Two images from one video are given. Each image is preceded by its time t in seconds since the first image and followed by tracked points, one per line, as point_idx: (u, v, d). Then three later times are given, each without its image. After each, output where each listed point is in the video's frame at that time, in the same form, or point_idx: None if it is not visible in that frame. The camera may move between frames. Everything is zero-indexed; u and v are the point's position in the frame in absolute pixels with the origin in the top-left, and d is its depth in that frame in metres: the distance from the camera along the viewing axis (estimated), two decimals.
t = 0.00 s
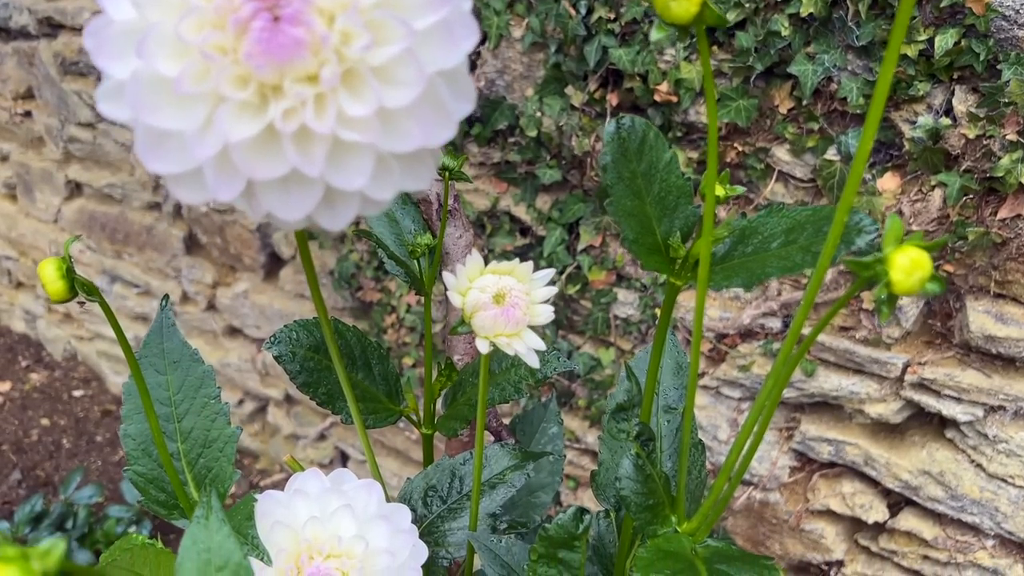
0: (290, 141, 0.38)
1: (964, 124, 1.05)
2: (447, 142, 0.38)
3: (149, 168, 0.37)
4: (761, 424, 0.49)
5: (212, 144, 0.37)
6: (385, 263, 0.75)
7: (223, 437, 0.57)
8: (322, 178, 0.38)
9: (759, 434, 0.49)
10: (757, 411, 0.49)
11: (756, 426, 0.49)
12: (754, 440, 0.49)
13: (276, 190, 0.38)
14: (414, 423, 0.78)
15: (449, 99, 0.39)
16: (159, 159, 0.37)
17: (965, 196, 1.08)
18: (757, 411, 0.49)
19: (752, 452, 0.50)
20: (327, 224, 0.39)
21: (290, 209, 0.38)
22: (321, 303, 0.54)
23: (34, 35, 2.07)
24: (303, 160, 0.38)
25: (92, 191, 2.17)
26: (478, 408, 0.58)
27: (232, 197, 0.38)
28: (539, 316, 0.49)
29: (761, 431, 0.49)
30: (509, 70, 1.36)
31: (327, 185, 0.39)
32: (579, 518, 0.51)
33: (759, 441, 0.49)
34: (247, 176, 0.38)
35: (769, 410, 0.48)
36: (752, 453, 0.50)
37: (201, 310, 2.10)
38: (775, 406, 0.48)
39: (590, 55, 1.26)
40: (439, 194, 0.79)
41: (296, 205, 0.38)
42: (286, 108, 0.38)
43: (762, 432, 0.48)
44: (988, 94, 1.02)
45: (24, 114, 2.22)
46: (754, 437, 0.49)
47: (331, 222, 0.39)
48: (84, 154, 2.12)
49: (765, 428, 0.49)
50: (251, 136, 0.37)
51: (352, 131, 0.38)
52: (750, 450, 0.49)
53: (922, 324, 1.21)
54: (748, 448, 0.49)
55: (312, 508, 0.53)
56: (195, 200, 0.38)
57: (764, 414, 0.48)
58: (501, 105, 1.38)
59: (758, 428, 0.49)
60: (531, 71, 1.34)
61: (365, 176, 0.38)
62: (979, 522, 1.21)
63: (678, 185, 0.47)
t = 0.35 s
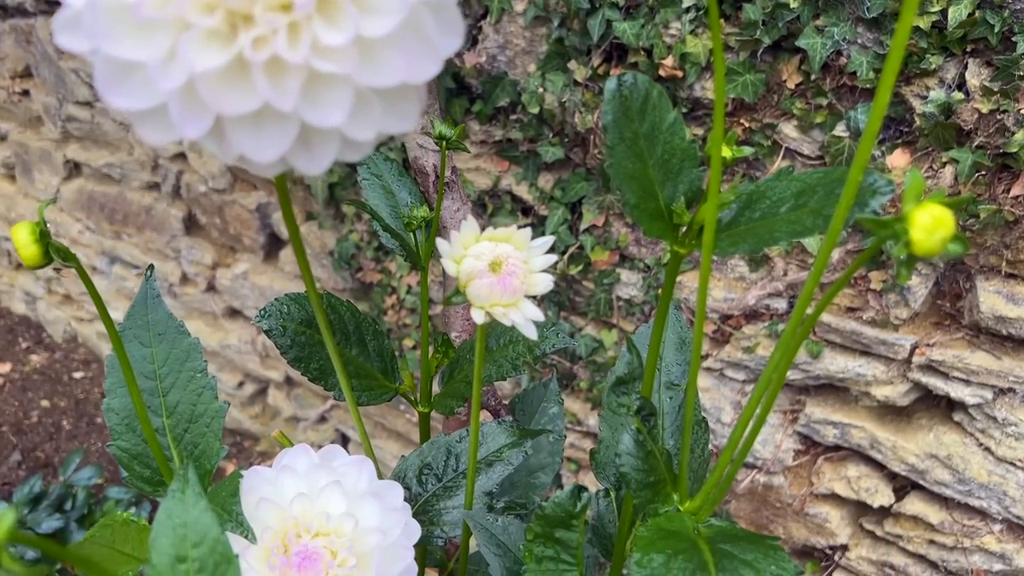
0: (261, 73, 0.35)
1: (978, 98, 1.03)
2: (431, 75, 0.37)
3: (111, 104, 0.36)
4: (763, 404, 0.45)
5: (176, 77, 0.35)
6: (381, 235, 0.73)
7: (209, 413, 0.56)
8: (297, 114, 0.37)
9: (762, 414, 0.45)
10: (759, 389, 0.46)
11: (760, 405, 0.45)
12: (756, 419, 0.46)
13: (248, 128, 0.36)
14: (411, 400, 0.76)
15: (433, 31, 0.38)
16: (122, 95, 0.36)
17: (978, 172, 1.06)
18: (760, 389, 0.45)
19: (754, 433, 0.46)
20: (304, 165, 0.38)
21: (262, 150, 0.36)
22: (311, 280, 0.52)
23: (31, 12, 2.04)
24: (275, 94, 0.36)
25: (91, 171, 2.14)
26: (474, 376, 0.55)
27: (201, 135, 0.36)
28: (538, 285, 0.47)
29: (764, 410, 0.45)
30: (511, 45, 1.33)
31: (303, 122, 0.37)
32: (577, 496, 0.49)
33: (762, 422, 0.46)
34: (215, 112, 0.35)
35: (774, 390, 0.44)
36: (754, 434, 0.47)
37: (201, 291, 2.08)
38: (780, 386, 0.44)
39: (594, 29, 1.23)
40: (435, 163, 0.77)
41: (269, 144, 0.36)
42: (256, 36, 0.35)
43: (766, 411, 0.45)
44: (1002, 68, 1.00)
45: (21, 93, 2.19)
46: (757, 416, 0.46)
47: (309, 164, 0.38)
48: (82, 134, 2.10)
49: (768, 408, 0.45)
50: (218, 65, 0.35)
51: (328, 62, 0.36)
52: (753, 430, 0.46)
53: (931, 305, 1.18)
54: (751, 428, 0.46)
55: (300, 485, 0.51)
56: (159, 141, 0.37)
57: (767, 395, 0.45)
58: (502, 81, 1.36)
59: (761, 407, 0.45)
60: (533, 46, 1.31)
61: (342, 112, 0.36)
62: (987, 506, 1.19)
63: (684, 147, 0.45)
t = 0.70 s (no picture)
0: (232, 13, 0.33)
1: (993, 74, 1.01)
2: (418, 22, 0.36)
3: (75, 49, 0.35)
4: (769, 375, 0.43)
5: (141, 18, 0.33)
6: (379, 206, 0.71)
7: (199, 385, 0.54)
8: (272, 60, 0.35)
9: (767, 385, 0.43)
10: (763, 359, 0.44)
11: (763, 376, 0.43)
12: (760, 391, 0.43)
13: (221, 75, 0.35)
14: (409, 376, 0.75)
15: None
16: (87, 38, 0.35)
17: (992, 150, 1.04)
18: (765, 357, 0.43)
19: (757, 406, 0.44)
20: (281, 117, 0.36)
21: (235, 98, 0.35)
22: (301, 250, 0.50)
23: None
24: (248, 37, 0.34)
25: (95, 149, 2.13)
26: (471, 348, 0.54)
27: (170, 81, 0.34)
28: (535, 253, 0.45)
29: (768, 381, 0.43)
30: (517, 20, 1.30)
31: (280, 70, 0.36)
32: (575, 471, 0.48)
33: (766, 393, 0.43)
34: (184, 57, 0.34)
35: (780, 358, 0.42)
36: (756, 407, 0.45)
37: (205, 271, 2.07)
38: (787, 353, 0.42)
39: (601, 3, 1.21)
40: (435, 134, 0.76)
41: (243, 93, 0.35)
42: None
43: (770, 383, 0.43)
44: (1019, 43, 0.98)
45: (25, 70, 2.17)
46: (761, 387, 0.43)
47: (286, 117, 0.36)
48: (87, 111, 2.08)
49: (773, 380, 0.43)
50: (185, 6, 0.33)
51: (303, 3, 0.34)
52: (755, 402, 0.44)
53: (942, 286, 1.16)
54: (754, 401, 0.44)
55: (291, 457, 0.49)
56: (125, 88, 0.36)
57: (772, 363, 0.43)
58: (508, 57, 1.34)
59: (766, 379, 0.43)
60: (540, 21, 1.29)
61: (320, 57, 0.35)
62: (995, 491, 1.17)
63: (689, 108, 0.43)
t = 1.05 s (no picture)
0: None
1: (1012, 56, 0.98)
2: None
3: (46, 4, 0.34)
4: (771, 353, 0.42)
5: None
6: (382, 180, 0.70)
7: (196, 360, 0.54)
8: (252, 19, 0.34)
9: (769, 367, 0.42)
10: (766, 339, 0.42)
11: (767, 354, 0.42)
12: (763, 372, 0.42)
13: (200, 34, 0.34)
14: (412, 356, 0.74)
15: None
16: None
17: (1010, 135, 1.02)
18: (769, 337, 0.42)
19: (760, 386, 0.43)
20: (264, 78, 0.36)
21: (215, 59, 0.34)
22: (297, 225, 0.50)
23: None
24: None
25: (105, 130, 2.12)
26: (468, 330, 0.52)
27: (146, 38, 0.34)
28: (534, 228, 0.44)
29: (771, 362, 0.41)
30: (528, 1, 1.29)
31: (261, 28, 0.35)
32: (574, 452, 0.46)
33: (769, 375, 0.42)
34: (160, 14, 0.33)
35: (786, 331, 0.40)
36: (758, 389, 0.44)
37: (215, 253, 2.07)
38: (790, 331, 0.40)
39: None
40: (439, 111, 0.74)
41: (223, 53, 0.34)
42: None
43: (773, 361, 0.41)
44: None
45: (36, 51, 2.16)
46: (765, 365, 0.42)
47: (268, 80, 0.36)
48: (97, 93, 2.07)
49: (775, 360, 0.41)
50: None
51: None
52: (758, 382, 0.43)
53: (955, 273, 1.15)
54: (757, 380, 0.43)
55: (286, 434, 0.49)
56: (101, 45, 0.35)
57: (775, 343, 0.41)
58: (518, 38, 1.32)
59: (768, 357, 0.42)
60: (551, 2, 1.27)
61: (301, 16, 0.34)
62: (1007, 482, 1.16)
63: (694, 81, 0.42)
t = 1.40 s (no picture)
0: None
1: None
2: None
3: None
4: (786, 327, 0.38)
5: None
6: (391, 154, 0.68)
7: (194, 328, 0.53)
8: None
9: (783, 343, 0.38)
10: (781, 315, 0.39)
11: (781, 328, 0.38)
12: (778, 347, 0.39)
13: None
14: (419, 332, 0.72)
15: None
16: None
17: None
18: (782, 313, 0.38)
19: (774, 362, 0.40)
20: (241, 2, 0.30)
21: None
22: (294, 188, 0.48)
23: None
24: None
25: (122, 109, 2.11)
26: (472, 303, 0.50)
27: None
28: (540, 191, 0.42)
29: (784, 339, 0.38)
30: None
31: None
32: (580, 428, 0.45)
33: (783, 353, 0.39)
34: None
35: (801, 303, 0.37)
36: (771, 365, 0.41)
37: (230, 234, 2.06)
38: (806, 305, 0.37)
39: None
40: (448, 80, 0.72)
41: None
42: None
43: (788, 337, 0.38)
44: None
45: (54, 29, 2.16)
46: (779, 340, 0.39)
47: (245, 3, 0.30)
48: (114, 71, 2.06)
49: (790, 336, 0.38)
50: None
51: None
52: (773, 357, 0.40)
53: (980, 259, 1.12)
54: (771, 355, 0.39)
55: (283, 404, 0.47)
56: None
57: (790, 318, 0.38)
58: (535, 16, 1.29)
59: (783, 331, 0.38)
60: None
61: None
62: None
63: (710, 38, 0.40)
